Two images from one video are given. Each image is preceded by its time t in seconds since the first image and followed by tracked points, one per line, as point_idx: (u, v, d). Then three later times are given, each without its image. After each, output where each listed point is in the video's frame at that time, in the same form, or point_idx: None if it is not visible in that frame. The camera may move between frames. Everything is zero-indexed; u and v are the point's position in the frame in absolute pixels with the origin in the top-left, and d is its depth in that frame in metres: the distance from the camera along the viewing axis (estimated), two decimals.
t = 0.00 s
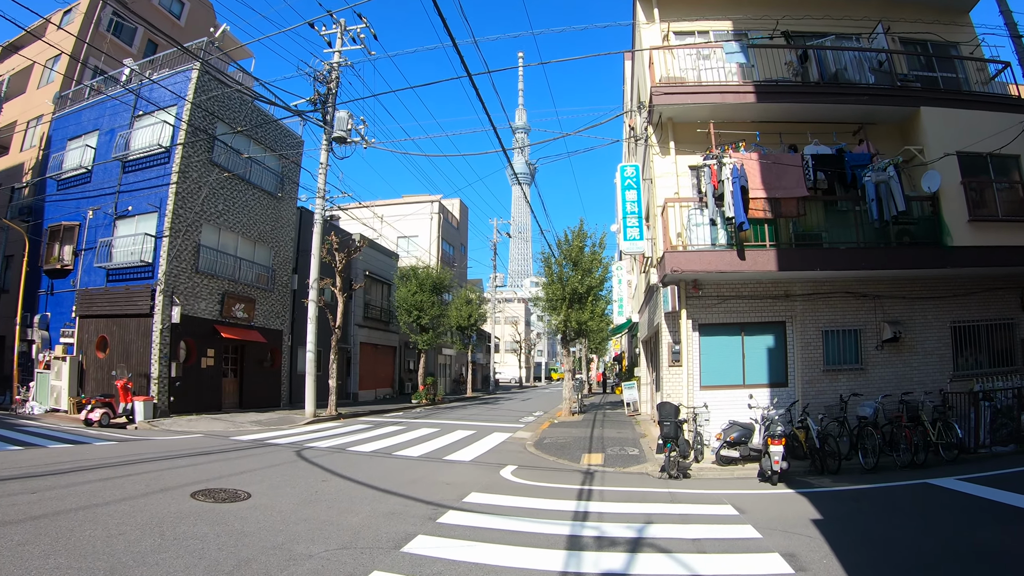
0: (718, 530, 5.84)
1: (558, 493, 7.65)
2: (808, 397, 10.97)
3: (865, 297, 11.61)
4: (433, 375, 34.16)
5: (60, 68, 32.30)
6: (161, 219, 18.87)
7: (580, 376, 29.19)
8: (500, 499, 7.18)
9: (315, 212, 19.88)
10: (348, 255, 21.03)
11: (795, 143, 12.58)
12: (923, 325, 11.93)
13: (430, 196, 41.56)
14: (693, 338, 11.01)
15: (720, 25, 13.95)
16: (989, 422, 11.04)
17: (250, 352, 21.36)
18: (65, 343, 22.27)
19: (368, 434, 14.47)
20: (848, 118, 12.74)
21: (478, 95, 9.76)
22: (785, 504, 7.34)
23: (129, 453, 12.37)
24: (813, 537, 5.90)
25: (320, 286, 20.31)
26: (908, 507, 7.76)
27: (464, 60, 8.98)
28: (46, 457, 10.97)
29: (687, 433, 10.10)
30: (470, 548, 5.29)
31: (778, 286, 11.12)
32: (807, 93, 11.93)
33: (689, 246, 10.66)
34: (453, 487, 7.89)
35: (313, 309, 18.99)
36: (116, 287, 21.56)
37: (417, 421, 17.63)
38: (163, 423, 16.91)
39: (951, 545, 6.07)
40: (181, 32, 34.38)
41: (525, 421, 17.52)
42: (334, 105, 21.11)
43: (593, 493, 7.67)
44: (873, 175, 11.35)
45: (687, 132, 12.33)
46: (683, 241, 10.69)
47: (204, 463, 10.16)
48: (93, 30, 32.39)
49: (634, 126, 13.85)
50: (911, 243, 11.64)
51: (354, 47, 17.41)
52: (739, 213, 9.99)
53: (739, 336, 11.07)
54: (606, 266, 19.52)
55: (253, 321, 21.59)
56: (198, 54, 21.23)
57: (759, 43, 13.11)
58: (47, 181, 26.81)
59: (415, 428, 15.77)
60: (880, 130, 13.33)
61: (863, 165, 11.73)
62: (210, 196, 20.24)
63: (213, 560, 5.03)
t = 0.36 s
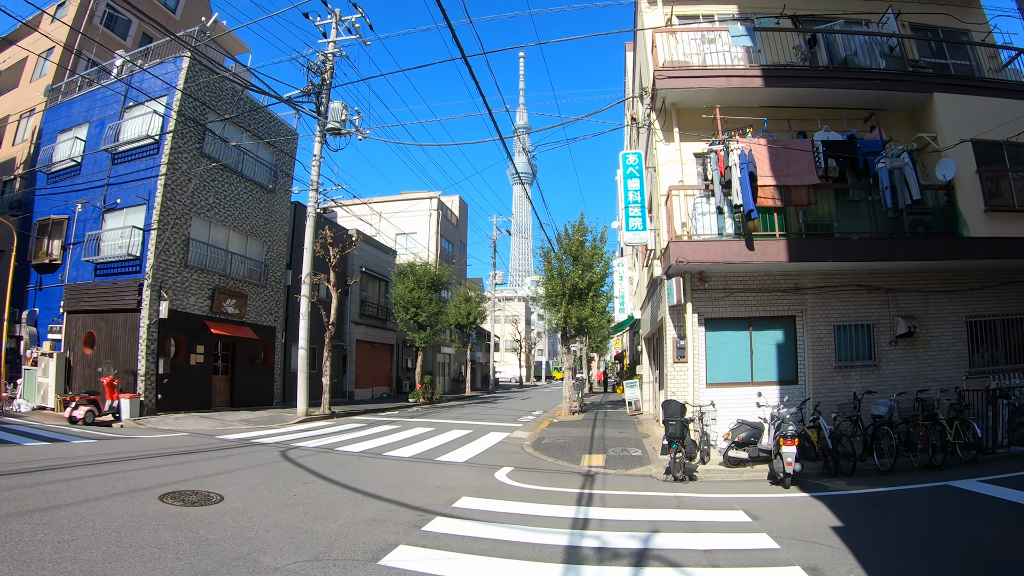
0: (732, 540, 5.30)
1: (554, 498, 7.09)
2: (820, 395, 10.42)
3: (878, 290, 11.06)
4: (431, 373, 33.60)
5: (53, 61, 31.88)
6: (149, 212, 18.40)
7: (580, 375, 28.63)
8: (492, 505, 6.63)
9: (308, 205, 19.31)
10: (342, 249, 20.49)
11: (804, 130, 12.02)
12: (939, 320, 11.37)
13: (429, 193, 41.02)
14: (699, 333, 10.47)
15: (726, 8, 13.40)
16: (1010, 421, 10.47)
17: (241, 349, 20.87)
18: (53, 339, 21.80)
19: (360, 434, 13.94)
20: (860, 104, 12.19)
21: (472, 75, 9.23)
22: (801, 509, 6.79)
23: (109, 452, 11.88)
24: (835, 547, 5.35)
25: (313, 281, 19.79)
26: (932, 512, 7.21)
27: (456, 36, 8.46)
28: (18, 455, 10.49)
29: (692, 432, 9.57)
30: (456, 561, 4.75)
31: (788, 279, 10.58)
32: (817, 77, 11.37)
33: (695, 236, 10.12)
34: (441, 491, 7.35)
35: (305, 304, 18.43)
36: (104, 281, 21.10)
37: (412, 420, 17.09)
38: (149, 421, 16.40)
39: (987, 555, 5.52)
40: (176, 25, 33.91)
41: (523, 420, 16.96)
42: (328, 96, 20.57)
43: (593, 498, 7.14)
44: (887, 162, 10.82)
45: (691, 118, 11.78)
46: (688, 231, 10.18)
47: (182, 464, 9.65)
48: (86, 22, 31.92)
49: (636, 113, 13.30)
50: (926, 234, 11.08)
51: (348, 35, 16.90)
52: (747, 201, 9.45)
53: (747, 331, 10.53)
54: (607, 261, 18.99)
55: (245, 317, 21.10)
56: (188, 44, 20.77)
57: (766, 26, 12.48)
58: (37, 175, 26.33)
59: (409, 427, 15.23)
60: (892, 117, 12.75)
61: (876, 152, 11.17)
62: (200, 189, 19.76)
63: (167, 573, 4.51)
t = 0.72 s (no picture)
0: (742, 556, 4.77)
1: (546, 506, 6.56)
2: (827, 395, 9.93)
3: (886, 285, 10.58)
4: (425, 372, 33.03)
5: (41, 52, 31.25)
6: (132, 205, 17.81)
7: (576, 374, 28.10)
8: (478, 513, 6.10)
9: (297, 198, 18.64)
10: (332, 245, 19.87)
11: (810, 118, 11.52)
12: (951, 317, 10.88)
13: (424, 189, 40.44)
14: (701, 329, 9.96)
15: None
16: None
17: (228, 346, 20.27)
18: (35, 336, 21.20)
19: (346, 434, 13.40)
20: (867, 92, 11.68)
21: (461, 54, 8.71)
22: (813, 519, 6.27)
23: (81, 452, 11.33)
24: (855, 563, 4.84)
25: (302, 277, 19.19)
26: (953, 520, 6.71)
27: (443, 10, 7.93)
28: None
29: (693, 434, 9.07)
30: None
31: (793, 273, 10.08)
32: (823, 62, 10.86)
33: (696, 227, 9.60)
34: (423, 498, 6.83)
35: (294, 301, 17.82)
36: (86, 276, 20.52)
37: (402, 420, 16.55)
38: (130, 420, 15.82)
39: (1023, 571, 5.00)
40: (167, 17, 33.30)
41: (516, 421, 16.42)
42: (318, 87, 19.97)
43: (587, 505, 6.63)
44: (897, 150, 10.34)
45: (692, 105, 11.26)
46: (690, 222, 9.62)
47: (153, 466, 9.12)
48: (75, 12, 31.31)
49: (634, 101, 12.76)
50: (937, 226, 10.58)
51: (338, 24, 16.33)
52: (752, 189, 8.93)
53: (750, 328, 10.03)
54: (603, 257, 18.47)
55: (232, 314, 20.50)
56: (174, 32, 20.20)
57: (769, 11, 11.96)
58: (21, 167, 25.69)
59: (398, 427, 14.69)
60: (900, 106, 12.26)
61: (885, 140, 10.68)
62: (185, 181, 19.17)
63: None
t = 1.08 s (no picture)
0: None
1: (536, 519, 6.03)
2: (834, 397, 9.45)
3: (895, 281, 10.10)
4: (418, 371, 32.47)
5: (27, 43, 30.55)
6: (112, 197, 17.16)
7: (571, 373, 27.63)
8: (460, 528, 5.54)
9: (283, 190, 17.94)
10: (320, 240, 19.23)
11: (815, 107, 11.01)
12: (963, 315, 10.36)
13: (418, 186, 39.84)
14: (702, 328, 9.45)
15: None
16: None
17: (212, 344, 19.64)
18: (14, 333, 20.54)
19: (331, 436, 12.85)
20: (875, 80, 11.18)
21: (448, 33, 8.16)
22: (827, 536, 5.74)
23: (49, 454, 10.75)
24: None
25: (289, 273, 18.56)
26: (978, 533, 6.19)
27: None
28: None
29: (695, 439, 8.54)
30: None
31: (799, 268, 9.60)
32: (830, 48, 10.35)
33: (698, 219, 9.05)
34: (401, 508, 6.28)
35: (279, 297, 17.18)
36: (66, 272, 19.86)
37: (390, 421, 16.01)
38: (108, 421, 15.19)
39: None
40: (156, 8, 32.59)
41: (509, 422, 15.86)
42: (306, 77, 19.34)
43: (581, 518, 6.09)
44: (909, 139, 9.88)
45: (692, 92, 10.74)
46: (691, 213, 9.08)
47: (120, 471, 8.56)
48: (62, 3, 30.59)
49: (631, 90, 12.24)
50: (948, 220, 10.09)
51: (325, 11, 15.70)
52: (757, 178, 8.42)
53: (754, 326, 9.52)
54: (599, 253, 17.95)
55: (216, 311, 19.87)
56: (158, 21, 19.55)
57: None
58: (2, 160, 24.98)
59: (386, 429, 14.12)
60: (908, 95, 11.77)
61: (895, 129, 10.18)
62: (168, 174, 18.53)
63: None
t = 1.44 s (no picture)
0: None
1: (530, 536, 5.50)
2: (846, 400, 8.97)
3: (909, 278, 9.60)
4: (413, 373, 31.93)
5: (17, 37, 29.97)
6: (96, 193, 16.56)
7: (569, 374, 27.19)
8: (446, 549, 5.01)
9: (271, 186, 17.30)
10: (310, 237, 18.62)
11: (825, 96, 10.54)
12: (980, 314, 9.84)
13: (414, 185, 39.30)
14: (707, 327, 8.93)
15: None
16: None
17: (199, 345, 19.04)
18: None
19: (319, 440, 12.30)
20: (886, 68, 10.68)
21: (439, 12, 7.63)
22: (852, 556, 5.22)
23: (19, 459, 10.20)
24: None
25: (279, 271, 17.96)
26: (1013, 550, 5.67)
27: None
28: None
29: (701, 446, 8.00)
30: None
31: (810, 264, 9.10)
32: (841, 33, 9.86)
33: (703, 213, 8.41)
34: (382, 523, 5.77)
35: (267, 296, 16.56)
36: (50, 269, 19.27)
37: (382, 424, 15.48)
38: (89, 423, 14.58)
39: None
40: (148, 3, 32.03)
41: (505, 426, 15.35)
42: (296, 70, 18.79)
43: (579, 535, 5.56)
44: (925, 129, 9.42)
45: (696, 80, 10.23)
46: (696, 206, 8.58)
47: (88, 479, 8.02)
48: None
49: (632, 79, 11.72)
50: (965, 214, 9.58)
51: None
52: (767, 167, 7.93)
53: (763, 326, 9.02)
54: (598, 251, 17.43)
55: (204, 310, 19.27)
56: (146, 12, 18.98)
57: None
58: None
59: (377, 433, 13.59)
60: (920, 85, 11.28)
61: (910, 118, 9.79)
62: (155, 169, 17.93)
63: None
